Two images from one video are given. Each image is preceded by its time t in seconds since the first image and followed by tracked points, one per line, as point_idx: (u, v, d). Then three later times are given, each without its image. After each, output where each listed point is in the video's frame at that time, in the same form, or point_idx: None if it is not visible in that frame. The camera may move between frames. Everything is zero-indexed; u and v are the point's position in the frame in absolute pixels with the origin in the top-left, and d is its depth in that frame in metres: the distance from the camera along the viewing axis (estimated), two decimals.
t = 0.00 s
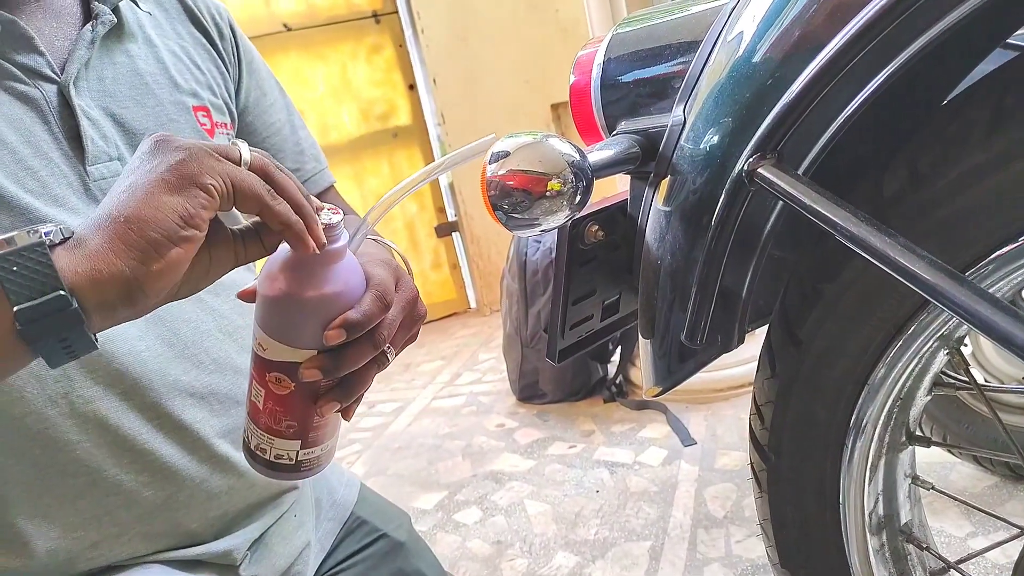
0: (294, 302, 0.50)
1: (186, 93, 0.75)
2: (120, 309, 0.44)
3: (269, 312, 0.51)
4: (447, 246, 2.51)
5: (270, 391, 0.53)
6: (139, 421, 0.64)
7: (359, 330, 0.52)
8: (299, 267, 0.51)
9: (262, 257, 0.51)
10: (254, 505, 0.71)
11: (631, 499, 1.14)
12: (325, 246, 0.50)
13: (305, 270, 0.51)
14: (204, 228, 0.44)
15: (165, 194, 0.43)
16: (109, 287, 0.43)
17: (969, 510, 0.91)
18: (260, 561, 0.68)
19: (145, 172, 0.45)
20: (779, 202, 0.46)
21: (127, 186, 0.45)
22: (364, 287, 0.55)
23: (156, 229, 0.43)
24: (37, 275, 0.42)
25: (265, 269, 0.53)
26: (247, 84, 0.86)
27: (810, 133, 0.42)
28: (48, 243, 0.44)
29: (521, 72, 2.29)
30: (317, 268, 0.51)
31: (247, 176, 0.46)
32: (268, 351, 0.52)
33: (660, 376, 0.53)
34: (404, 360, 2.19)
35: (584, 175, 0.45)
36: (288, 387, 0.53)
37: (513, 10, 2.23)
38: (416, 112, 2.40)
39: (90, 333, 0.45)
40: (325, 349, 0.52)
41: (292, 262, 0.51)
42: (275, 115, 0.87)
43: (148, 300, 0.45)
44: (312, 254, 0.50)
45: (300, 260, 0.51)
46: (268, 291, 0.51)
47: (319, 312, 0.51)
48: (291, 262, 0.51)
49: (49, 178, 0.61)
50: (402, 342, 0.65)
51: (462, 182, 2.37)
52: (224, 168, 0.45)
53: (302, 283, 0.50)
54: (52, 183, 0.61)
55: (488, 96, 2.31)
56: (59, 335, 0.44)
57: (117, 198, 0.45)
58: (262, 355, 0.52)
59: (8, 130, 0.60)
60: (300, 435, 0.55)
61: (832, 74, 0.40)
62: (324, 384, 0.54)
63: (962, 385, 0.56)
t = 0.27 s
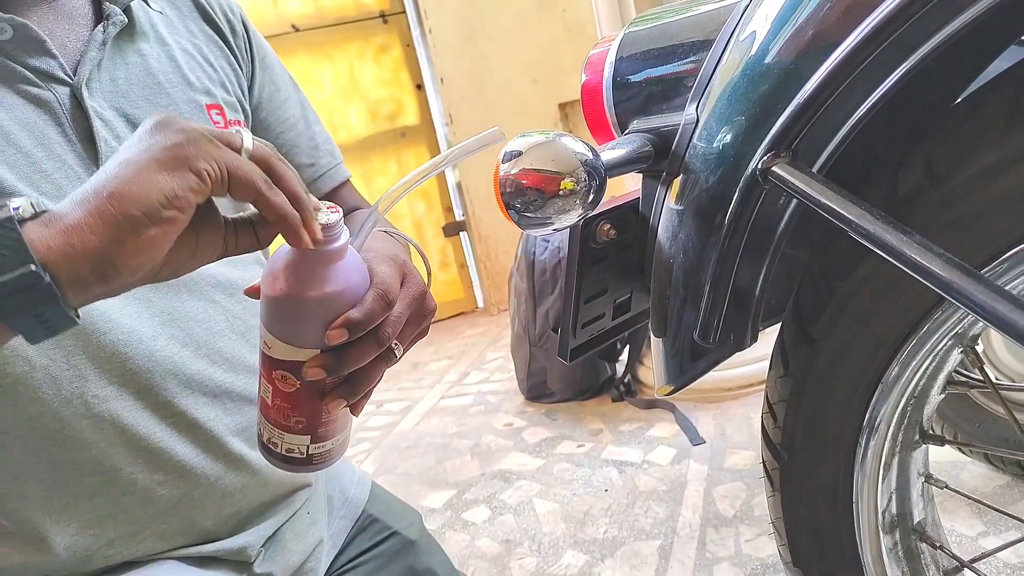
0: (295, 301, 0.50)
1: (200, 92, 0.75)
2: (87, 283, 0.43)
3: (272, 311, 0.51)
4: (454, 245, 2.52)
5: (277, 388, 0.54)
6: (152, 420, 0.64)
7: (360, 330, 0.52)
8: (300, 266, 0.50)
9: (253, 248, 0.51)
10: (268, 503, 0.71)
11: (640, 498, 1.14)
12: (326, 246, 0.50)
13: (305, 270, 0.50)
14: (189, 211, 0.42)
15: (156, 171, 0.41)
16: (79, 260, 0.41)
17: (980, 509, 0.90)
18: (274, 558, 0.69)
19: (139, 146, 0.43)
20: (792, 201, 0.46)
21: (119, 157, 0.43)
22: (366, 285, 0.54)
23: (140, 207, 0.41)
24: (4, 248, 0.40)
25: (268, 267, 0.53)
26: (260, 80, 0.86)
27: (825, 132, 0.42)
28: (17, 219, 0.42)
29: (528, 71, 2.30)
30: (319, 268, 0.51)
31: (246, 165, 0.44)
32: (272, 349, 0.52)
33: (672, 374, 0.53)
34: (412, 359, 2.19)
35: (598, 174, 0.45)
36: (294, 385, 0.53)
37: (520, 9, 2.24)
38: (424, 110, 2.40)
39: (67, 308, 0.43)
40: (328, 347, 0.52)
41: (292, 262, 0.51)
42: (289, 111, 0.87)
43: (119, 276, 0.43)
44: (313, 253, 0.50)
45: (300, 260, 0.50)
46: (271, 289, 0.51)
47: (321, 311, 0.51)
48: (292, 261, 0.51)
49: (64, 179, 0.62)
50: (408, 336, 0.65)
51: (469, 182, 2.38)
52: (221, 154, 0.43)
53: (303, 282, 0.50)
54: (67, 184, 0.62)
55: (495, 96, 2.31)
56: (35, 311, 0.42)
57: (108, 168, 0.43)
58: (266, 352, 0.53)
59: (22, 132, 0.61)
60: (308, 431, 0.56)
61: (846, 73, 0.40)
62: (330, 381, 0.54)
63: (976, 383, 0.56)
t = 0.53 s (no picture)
0: (276, 299, 0.50)
1: (203, 87, 0.75)
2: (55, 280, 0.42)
3: (255, 309, 0.51)
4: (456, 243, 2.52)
5: (266, 385, 0.54)
6: (153, 413, 0.64)
7: (340, 327, 0.52)
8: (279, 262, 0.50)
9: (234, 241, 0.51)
10: (270, 498, 0.72)
11: (642, 496, 1.14)
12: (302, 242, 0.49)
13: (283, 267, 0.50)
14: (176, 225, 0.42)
15: (151, 183, 0.40)
16: (57, 260, 0.41)
17: (982, 508, 0.91)
18: (276, 554, 0.69)
19: (136, 144, 0.41)
20: (796, 198, 0.46)
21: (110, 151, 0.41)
22: (348, 279, 0.54)
23: (129, 219, 0.40)
24: None
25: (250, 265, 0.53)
26: (264, 76, 0.86)
27: (829, 129, 0.42)
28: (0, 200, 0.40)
29: (531, 69, 2.30)
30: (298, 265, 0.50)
31: (243, 179, 0.43)
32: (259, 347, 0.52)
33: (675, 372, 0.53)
34: (414, 357, 2.19)
35: (601, 171, 0.45)
36: (281, 381, 0.53)
37: (523, 8, 2.23)
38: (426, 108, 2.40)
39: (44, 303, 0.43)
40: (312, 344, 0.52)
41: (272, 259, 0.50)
42: (293, 107, 0.87)
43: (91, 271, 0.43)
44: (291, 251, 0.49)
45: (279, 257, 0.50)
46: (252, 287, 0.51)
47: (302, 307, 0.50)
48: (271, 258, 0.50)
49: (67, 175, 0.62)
50: (403, 330, 0.65)
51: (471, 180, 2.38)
52: (220, 168, 0.42)
53: (283, 279, 0.50)
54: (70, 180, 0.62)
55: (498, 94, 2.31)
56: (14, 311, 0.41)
57: (98, 160, 0.41)
58: (254, 350, 0.53)
59: (24, 129, 0.61)
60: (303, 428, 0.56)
61: (850, 71, 0.40)
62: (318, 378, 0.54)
63: (979, 381, 0.56)
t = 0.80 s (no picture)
0: (268, 292, 0.50)
1: (207, 91, 0.76)
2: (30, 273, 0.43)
3: (251, 306, 0.51)
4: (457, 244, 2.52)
5: (268, 383, 0.54)
6: (155, 415, 0.64)
7: (333, 315, 0.52)
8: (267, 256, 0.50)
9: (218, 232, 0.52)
10: (272, 499, 0.72)
11: (644, 496, 1.14)
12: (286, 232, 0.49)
13: (272, 259, 0.50)
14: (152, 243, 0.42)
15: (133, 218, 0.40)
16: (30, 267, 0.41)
17: (985, 508, 0.91)
18: (279, 555, 0.69)
19: (118, 172, 0.39)
20: (798, 199, 0.46)
21: (87, 173, 0.39)
22: (339, 269, 0.54)
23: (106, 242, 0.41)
24: None
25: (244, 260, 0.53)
26: (268, 81, 0.86)
27: (831, 130, 0.42)
28: None
29: (533, 69, 2.30)
30: (286, 257, 0.50)
31: (226, 218, 0.42)
32: (258, 344, 0.52)
33: (678, 372, 0.53)
34: (416, 357, 2.19)
35: (603, 172, 0.46)
36: (280, 377, 0.53)
37: (524, 8, 2.23)
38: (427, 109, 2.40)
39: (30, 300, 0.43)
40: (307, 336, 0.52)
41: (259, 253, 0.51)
42: (296, 111, 0.87)
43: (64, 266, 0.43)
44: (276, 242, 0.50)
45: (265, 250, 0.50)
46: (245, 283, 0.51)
47: (294, 299, 0.51)
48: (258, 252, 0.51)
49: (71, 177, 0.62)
50: (401, 325, 0.65)
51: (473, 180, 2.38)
52: (202, 211, 0.41)
53: (272, 271, 0.50)
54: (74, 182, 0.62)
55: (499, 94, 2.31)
56: None
57: (71, 177, 0.39)
58: (254, 349, 0.53)
59: (28, 131, 0.61)
60: (307, 426, 0.56)
61: (852, 72, 0.40)
62: (318, 371, 0.54)
63: (982, 381, 0.56)
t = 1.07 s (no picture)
0: (272, 299, 0.50)
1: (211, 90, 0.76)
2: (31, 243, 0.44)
3: (254, 311, 0.51)
4: (458, 244, 2.52)
5: (272, 387, 0.54)
6: (157, 413, 0.65)
7: (339, 323, 0.52)
8: (271, 262, 0.50)
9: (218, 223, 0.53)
10: (274, 498, 0.72)
11: (645, 496, 1.14)
12: (292, 240, 0.49)
13: (276, 266, 0.50)
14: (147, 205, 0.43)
15: (122, 172, 0.41)
16: (44, 235, 0.42)
17: (986, 509, 0.91)
18: (280, 553, 0.69)
19: (113, 131, 0.41)
20: (800, 199, 0.46)
21: (84, 133, 0.41)
22: (344, 275, 0.54)
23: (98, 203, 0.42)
24: None
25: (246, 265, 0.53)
26: (271, 81, 0.86)
27: (833, 131, 0.43)
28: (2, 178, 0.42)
29: (535, 70, 2.30)
30: (291, 264, 0.50)
31: (223, 174, 0.42)
32: (261, 348, 0.52)
33: (679, 372, 0.53)
34: (417, 357, 2.20)
35: (606, 172, 0.46)
36: (285, 382, 0.53)
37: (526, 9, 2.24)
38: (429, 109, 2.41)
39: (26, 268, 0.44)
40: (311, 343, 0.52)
41: (263, 259, 0.51)
42: (299, 111, 0.87)
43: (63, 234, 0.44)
44: (281, 249, 0.50)
45: (269, 256, 0.50)
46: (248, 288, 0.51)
47: (299, 307, 0.51)
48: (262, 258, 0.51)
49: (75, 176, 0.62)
50: (405, 325, 0.65)
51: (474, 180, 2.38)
52: (203, 164, 0.41)
53: (276, 278, 0.50)
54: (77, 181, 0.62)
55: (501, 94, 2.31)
56: None
57: (82, 143, 0.41)
58: (257, 353, 0.53)
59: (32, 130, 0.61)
60: (311, 428, 0.56)
61: (854, 73, 0.40)
62: (323, 376, 0.54)
63: (983, 382, 0.56)
